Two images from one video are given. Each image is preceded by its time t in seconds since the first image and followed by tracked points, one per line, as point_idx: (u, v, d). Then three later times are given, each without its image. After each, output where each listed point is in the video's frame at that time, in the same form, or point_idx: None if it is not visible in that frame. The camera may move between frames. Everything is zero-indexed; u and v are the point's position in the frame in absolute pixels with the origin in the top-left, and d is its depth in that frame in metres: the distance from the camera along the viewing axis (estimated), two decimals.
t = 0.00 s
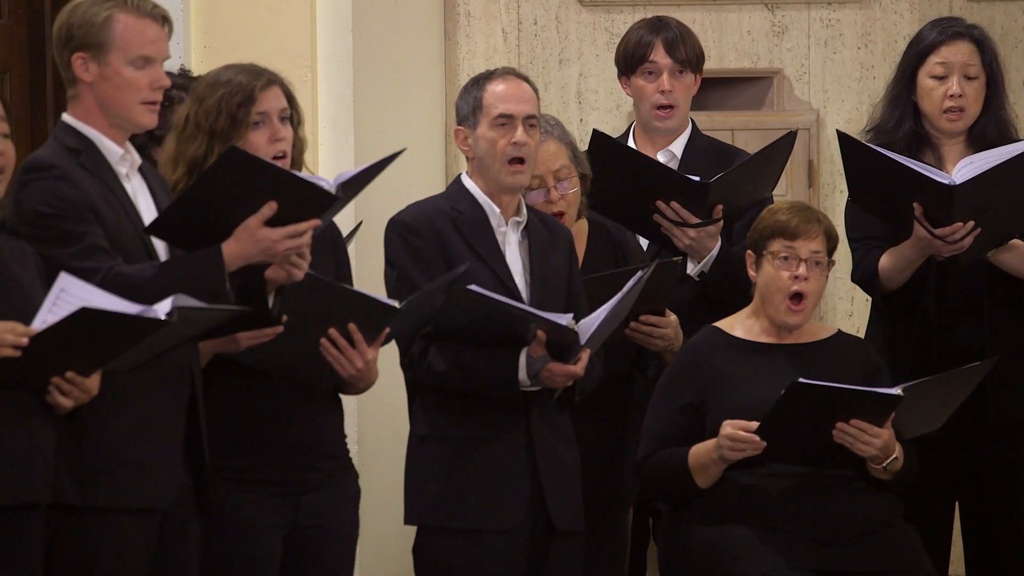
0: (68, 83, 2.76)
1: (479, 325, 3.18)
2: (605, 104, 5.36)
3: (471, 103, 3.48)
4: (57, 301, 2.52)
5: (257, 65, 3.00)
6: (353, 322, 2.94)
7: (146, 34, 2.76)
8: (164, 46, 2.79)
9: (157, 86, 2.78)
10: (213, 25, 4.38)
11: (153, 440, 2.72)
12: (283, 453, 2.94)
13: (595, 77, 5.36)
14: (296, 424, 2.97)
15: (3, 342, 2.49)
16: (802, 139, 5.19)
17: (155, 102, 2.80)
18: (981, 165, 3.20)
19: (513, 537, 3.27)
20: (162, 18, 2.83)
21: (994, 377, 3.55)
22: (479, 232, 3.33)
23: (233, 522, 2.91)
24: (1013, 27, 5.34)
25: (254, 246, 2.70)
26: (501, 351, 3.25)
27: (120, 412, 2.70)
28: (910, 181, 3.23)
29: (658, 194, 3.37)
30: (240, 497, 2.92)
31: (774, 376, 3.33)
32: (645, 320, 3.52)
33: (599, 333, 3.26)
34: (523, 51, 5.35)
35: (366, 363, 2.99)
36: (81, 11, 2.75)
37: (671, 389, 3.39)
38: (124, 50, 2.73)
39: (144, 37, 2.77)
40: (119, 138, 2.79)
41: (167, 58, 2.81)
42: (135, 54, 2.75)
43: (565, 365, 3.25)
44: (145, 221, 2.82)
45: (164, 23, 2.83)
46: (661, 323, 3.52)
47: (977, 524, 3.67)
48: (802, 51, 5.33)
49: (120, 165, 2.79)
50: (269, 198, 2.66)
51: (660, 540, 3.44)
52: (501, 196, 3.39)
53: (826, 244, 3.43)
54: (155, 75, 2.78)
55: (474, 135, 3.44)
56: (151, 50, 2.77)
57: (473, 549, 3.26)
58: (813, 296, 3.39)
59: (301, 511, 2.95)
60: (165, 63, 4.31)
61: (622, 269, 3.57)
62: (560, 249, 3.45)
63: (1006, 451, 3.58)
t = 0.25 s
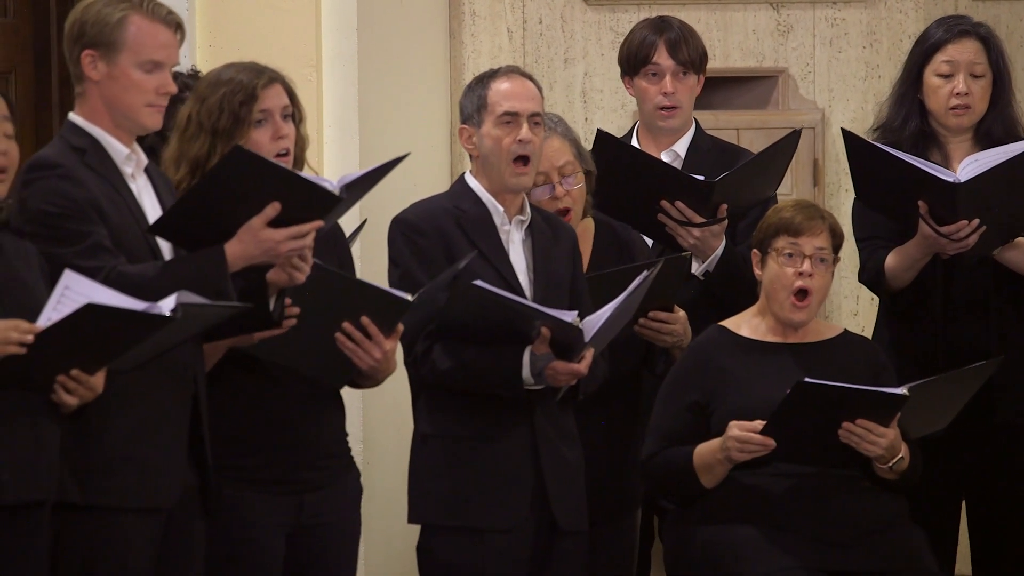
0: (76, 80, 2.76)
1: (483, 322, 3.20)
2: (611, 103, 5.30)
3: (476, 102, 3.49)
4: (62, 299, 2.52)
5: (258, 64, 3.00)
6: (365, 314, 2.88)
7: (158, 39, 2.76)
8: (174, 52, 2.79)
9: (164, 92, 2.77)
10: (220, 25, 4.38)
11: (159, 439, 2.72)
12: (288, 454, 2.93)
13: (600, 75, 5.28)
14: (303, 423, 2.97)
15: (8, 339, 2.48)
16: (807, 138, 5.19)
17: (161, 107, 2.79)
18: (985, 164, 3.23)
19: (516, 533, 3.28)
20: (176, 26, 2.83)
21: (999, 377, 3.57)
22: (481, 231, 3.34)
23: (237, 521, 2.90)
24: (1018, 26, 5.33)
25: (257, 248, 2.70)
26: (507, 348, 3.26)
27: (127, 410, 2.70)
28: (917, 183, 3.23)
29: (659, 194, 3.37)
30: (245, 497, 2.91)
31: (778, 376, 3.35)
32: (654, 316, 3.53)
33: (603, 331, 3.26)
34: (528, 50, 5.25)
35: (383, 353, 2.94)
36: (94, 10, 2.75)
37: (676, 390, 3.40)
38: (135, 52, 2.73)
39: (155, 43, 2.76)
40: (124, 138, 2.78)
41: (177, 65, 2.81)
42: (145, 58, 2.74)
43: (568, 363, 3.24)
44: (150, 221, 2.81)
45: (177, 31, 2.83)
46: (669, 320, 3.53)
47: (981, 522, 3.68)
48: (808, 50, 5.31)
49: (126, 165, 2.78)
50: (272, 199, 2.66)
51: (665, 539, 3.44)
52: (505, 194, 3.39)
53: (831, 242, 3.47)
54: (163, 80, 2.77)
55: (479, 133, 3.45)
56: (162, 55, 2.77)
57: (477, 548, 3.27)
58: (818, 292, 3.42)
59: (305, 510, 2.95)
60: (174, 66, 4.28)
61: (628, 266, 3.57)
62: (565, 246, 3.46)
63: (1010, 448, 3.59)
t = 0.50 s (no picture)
0: (85, 80, 2.76)
1: (492, 327, 3.19)
2: (619, 104, 5.28)
3: (484, 104, 3.50)
4: (72, 297, 2.53)
5: (270, 65, 3.00)
6: (381, 301, 2.88)
7: (170, 41, 2.77)
8: (185, 54, 2.79)
9: (174, 94, 2.77)
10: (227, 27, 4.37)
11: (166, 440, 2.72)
12: (296, 456, 2.92)
13: (609, 77, 5.27)
14: (308, 424, 2.94)
15: (17, 339, 2.49)
16: (816, 140, 5.16)
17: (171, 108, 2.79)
18: (991, 164, 3.23)
19: (525, 535, 3.28)
20: (188, 28, 2.83)
21: (1010, 379, 3.56)
22: (488, 231, 3.34)
23: (244, 524, 2.89)
24: None
25: (264, 250, 2.71)
26: (513, 350, 3.25)
27: (136, 410, 2.70)
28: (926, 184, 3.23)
29: (665, 195, 3.39)
30: (253, 500, 2.89)
31: (787, 377, 3.36)
32: (665, 313, 3.56)
33: (611, 332, 3.27)
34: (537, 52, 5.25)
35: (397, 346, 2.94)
36: (106, 11, 2.76)
37: (686, 390, 3.42)
38: (145, 53, 2.73)
39: (167, 45, 2.77)
40: (133, 139, 2.78)
41: (186, 68, 2.81)
42: (156, 59, 2.75)
43: (575, 366, 3.23)
44: (157, 222, 2.81)
45: (189, 34, 2.83)
46: (681, 317, 3.55)
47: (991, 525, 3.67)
48: (816, 52, 5.31)
49: (134, 168, 2.79)
50: (280, 202, 2.67)
51: (676, 542, 3.43)
52: (512, 196, 3.40)
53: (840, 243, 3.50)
54: (172, 82, 2.78)
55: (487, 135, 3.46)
56: (173, 56, 2.77)
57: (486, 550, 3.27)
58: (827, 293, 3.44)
59: (314, 512, 2.94)
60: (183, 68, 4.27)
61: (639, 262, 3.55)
62: (572, 247, 3.45)
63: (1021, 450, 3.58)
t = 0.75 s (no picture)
0: (98, 77, 2.76)
1: (503, 325, 3.20)
2: (631, 104, 5.37)
3: (494, 104, 3.50)
4: (84, 294, 2.53)
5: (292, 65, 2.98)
6: (390, 298, 2.90)
7: (183, 39, 2.77)
8: (199, 53, 2.79)
9: (186, 92, 2.77)
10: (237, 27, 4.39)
11: (179, 438, 2.72)
12: (310, 455, 2.92)
13: (620, 76, 5.36)
14: (320, 424, 2.94)
15: (29, 337, 2.51)
16: (827, 139, 5.17)
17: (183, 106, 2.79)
18: (1000, 164, 3.24)
19: (537, 534, 3.28)
20: (202, 27, 2.84)
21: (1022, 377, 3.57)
22: (498, 229, 3.35)
23: (257, 523, 2.90)
24: None
25: (274, 249, 2.71)
26: (525, 349, 3.26)
27: (148, 409, 2.70)
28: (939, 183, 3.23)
29: (674, 189, 3.40)
30: (267, 498, 2.90)
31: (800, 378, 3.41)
32: (678, 308, 3.60)
33: (622, 332, 3.26)
34: (548, 51, 5.35)
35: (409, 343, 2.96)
36: (120, 8, 2.76)
37: (700, 386, 3.44)
38: (158, 51, 2.73)
39: (181, 43, 2.77)
40: (145, 138, 2.78)
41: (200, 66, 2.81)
42: (168, 56, 2.75)
43: (587, 364, 3.22)
44: (168, 220, 2.80)
45: (203, 33, 2.84)
46: (694, 311, 3.59)
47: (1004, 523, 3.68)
48: (827, 52, 5.32)
49: (146, 168, 2.79)
50: (291, 201, 2.66)
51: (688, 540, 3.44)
52: (523, 196, 3.40)
53: (852, 243, 3.53)
54: (186, 81, 2.78)
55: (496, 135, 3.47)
56: (187, 55, 2.77)
57: (498, 548, 3.26)
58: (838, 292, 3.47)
59: (328, 511, 2.94)
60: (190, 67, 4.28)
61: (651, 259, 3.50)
62: (582, 246, 3.45)
63: None
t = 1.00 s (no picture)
0: (118, 76, 2.78)
1: (517, 326, 3.19)
2: (645, 103, 5.26)
3: (504, 103, 3.49)
4: (98, 287, 2.53)
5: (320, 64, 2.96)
6: (408, 295, 2.88)
7: (203, 39, 2.78)
8: (219, 53, 2.81)
9: (205, 93, 2.78)
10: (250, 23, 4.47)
11: (194, 435, 2.72)
12: (325, 453, 2.90)
13: (633, 75, 5.24)
14: (336, 423, 2.92)
15: (43, 332, 2.51)
16: (841, 138, 5.14)
17: (201, 108, 2.79)
18: (1011, 159, 3.25)
19: (552, 534, 3.28)
20: (223, 30, 2.85)
21: None
22: (511, 229, 3.36)
23: (272, 521, 2.90)
24: None
25: (286, 250, 2.71)
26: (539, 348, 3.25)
27: (164, 407, 2.70)
28: (954, 180, 3.24)
29: (690, 190, 3.44)
30: (283, 496, 2.90)
31: (815, 377, 3.40)
32: (695, 301, 3.58)
33: (635, 331, 3.25)
34: (562, 50, 5.23)
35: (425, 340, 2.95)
36: (141, 8, 2.78)
37: (717, 382, 3.46)
38: (178, 51, 2.75)
39: (202, 44, 2.79)
40: (162, 138, 2.78)
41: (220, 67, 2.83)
42: (188, 57, 2.76)
43: (600, 363, 3.22)
44: (182, 218, 2.81)
45: (225, 35, 2.85)
46: (712, 304, 3.58)
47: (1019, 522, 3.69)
48: (841, 50, 5.27)
49: (163, 167, 2.79)
50: (303, 203, 2.66)
51: (703, 537, 3.46)
52: (535, 194, 3.40)
53: (865, 241, 3.53)
54: (205, 81, 2.78)
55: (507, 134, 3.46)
56: (207, 56, 2.78)
57: (514, 547, 3.26)
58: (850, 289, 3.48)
59: (344, 510, 2.94)
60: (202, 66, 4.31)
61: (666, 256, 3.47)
62: (596, 246, 3.44)
63: None
